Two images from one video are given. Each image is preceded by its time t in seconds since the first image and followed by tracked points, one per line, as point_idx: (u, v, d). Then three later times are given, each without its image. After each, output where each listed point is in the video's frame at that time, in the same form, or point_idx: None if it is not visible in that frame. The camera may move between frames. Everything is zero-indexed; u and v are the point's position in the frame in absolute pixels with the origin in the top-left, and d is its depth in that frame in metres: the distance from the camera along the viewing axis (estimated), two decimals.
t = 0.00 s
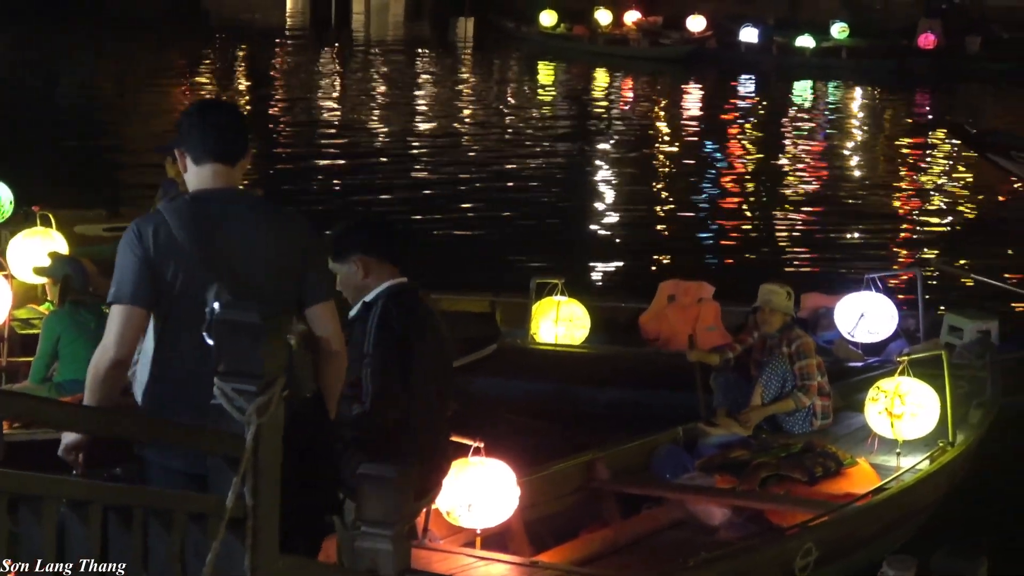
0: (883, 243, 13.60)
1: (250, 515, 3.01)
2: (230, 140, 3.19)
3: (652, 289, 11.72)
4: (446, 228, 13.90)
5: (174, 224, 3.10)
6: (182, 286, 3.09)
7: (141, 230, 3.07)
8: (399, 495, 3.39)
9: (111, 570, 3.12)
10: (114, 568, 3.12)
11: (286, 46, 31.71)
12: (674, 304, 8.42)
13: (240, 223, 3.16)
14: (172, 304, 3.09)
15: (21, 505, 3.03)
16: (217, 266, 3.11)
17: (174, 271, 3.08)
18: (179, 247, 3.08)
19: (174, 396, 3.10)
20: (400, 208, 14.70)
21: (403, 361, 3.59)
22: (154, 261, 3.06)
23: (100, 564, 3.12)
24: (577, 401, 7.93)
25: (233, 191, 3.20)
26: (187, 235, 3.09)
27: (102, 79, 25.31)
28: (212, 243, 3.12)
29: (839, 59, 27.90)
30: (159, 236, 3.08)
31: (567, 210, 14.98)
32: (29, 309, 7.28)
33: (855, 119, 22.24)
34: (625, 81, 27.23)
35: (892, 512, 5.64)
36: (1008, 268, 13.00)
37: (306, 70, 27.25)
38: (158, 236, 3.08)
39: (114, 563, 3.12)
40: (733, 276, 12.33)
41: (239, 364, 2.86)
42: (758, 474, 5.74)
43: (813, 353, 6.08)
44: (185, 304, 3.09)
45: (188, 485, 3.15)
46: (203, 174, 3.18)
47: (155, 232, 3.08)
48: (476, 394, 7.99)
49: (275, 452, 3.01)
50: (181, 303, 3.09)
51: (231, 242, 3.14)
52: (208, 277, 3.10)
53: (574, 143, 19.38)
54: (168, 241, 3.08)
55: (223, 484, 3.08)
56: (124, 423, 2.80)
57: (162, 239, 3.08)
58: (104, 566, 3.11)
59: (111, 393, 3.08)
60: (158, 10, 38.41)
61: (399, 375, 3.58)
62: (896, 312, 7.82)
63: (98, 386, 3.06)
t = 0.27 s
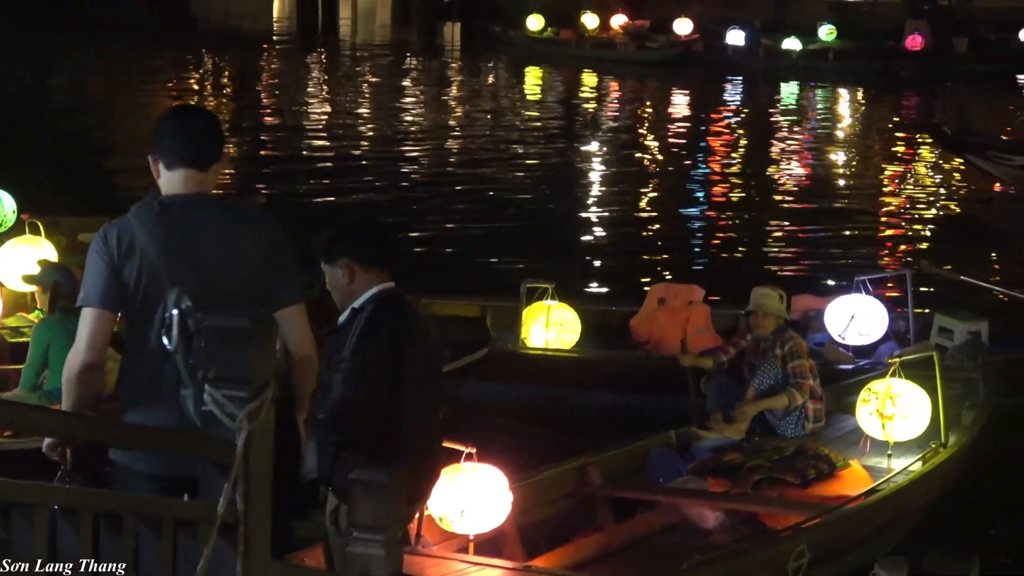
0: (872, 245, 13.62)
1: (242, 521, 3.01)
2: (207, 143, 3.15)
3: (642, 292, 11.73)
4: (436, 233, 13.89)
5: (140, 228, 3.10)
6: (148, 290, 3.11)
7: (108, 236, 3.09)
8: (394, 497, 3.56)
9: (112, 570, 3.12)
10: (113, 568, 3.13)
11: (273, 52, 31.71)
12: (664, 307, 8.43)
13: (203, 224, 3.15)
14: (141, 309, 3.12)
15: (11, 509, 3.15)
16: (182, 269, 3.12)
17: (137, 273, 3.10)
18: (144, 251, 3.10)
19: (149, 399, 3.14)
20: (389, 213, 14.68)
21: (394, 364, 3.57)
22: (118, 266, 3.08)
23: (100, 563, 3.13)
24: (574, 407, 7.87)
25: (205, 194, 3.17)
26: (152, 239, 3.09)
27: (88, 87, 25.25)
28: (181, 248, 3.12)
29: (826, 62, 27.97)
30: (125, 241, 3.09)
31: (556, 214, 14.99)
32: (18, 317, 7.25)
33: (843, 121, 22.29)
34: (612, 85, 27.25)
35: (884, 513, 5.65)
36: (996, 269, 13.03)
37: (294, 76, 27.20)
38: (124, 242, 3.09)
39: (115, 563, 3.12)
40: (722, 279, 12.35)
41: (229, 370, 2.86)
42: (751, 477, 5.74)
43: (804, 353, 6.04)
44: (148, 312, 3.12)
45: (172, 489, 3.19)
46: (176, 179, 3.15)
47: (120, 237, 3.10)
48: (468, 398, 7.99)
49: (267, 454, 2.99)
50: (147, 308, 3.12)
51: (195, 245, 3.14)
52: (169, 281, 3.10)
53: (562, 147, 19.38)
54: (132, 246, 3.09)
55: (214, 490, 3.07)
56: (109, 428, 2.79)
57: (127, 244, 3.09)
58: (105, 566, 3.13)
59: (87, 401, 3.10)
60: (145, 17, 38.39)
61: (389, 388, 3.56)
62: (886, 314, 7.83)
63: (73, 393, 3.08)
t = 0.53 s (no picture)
0: (862, 249, 13.65)
1: (232, 526, 3.06)
2: (175, 149, 3.22)
3: (633, 295, 11.73)
4: (424, 236, 13.88)
5: (102, 234, 3.17)
6: (112, 294, 3.19)
7: (72, 244, 3.20)
8: (379, 502, 3.53)
9: (111, 570, 3.19)
10: (113, 568, 3.19)
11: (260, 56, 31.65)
12: (655, 311, 8.43)
13: (162, 229, 3.18)
14: (104, 313, 3.20)
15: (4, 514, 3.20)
16: (139, 276, 3.15)
17: (99, 277, 3.19)
18: (106, 256, 3.17)
19: (117, 401, 3.22)
20: (378, 217, 14.66)
21: (393, 365, 3.60)
22: (81, 272, 3.19)
23: (99, 563, 3.21)
24: (564, 407, 7.94)
25: (172, 199, 3.24)
26: (113, 244, 3.15)
27: (74, 92, 25.16)
28: (142, 252, 3.16)
29: (814, 65, 28.01)
30: (90, 248, 3.18)
31: (545, 218, 14.99)
32: (6, 322, 7.21)
33: (831, 125, 22.33)
34: (600, 88, 27.28)
35: (875, 516, 5.67)
36: (985, 272, 13.07)
37: (281, 81, 27.16)
38: (88, 248, 3.18)
39: (113, 563, 3.19)
40: (710, 283, 12.35)
41: (218, 375, 2.92)
42: (742, 480, 5.78)
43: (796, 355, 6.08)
44: (113, 317, 3.19)
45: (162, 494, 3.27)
46: (142, 184, 3.24)
47: (82, 242, 3.19)
48: (458, 402, 7.99)
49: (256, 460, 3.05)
50: (111, 312, 3.20)
51: (153, 245, 3.17)
52: (130, 286, 3.16)
53: (551, 152, 19.35)
54: (93, 251, 3.18)
55: (205, 495, 3.13)
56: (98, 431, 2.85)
57: (89, 250, 3.18)
58: (103, 566, 3.20)
59: (60, 401, 3.19)
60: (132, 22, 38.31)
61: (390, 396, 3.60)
62: (876, 317, 7.85)
63: (46, 393, 3.16)
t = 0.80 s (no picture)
0: (850, 252, 13.68)
1: (222, 531, 3.18)
2: (155, 168, 3.30)
3: (621, 300, 11.75)
4: (412, 242, 13.86)
5: (85, 253, 3.20)
6: (96, 313, 3.22)
7: (54, 264, 3.23)
8: (370, 509, 3.49)
9: (111, 570, 3.25)
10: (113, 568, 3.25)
11: (246, 62, 31.58)
12: (644, 316, 8.44)
13: (146, 249, 3.24)
14: (89, 331, 3.23)
15: None
16: (125, 296, 3.21)
17: (83, 296, 3.22)
18: (89, 276, 3.20)
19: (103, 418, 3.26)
20: (365, 223, 14.63)
21: (382, 371, 3.62)
22: (65, 292, 3.21)
23: (99, 564, 3.25)
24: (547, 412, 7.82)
25: (153, 218, 3.31)
26: (97, 264, 3.20)
27: (59, 98, 25.06)
28: (126, 272, 3.22)
29: (800, 69, 28.07)
30: (73, 268, 3.21)
31: (533, 222, 14.99)
32: None
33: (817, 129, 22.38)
34: (586, 93, 27.28)
35: (867, 520, 5.68)
36: (973, 275, 13.11)
37: (267, 86, 27.10)
38: (70, 269, 3.22)
39: (113, 563, 3.25)
40: (698, 287, 12.37)
41: (209, 382, 3.06)
42: (734, 483, 5.80)
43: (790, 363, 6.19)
44: (98, 335, 3.23)
45: (151, 501, 3.28)
46: (125, 205, 3.31)
47: (63, 263, 3.22)
48: (448, 407, 7.98)
49: (246, 465, 3.17)
50: (96, 331, 3.23)
51: (139, 272, 3.24)
52: (116, 306, 3.20)
53: (537, 157, 19.33)
54: (75, 271, 3.21)
55: (192, 502, 3.22)
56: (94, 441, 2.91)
57: (72, 270, 3.21)
58: (104, 566, 3.25)
59: (47, 410, 3.26)
60: (117, 28, 38.22)
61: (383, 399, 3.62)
62: (864, 321, 7.87)
63: (31, 407, 3.24)
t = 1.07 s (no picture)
0: (838, 258, 13.71)
1: (212, 537, 3.27)
2: (163, 211, 3.43)
3: (610, 305, 11.74)
4: (401, 247, 13.85)
5: (103, 298, 3.33)
6: (116, 355, 3.36)
7: (73, 307, 3.37)
8: (362, 516, 3.54)
9: (111, 570, 3.36)
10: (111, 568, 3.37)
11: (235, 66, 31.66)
12: (633, 321, 8.46)
13: (158, 288, 3.35)
14: (110, 373, 3.37)
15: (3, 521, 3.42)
16: (141, 338, 3.31)
17: (103, 338, 3.36)
18: (108, 320, 3.34)
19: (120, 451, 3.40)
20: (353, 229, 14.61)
21: (368, 376, 3.71)
22: (84, 333, 3.36)
23: (100, 564, 3.36)
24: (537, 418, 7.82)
25: (164, 260, 3.41)
26: (114, 309, 3.32)
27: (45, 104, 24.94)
28: (138, 311, 3.33)
29: (787, 73, 28.18)
30: (90, 311, 3.36)
31: (522, 227, 15.00)
32: None
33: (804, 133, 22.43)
34: (574, 98, 27.28)
35: (855, 525, 5.67)
36: (960, 280, 13.14)
37: (254, 92, 27.02)
38: (87, 311, 3.36)
39: (113, 564, 3.36)
40: (686, 291, 12.38)
41: (198, 390, 3.12)
42: (724, 488, 5.78)
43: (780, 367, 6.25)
44: (116, 374, 3.36)
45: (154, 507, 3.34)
46: (136, 249, 3.39)
47: (83, 306, 3.37)
48: (437, 414, 7.98)
49: (233, 469, 3.26)
50: (115, 372, 3.36)
51: (152, 310, 3.34)
52: (132, 347, 3.32)
53: (525, 163, 19.30)
54: (95, 315, 3.36)
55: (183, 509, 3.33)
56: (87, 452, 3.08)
57: (92, 313, 3.35)
58: (104, 566, 3.36)
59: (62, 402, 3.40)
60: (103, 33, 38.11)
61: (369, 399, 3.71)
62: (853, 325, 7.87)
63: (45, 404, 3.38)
